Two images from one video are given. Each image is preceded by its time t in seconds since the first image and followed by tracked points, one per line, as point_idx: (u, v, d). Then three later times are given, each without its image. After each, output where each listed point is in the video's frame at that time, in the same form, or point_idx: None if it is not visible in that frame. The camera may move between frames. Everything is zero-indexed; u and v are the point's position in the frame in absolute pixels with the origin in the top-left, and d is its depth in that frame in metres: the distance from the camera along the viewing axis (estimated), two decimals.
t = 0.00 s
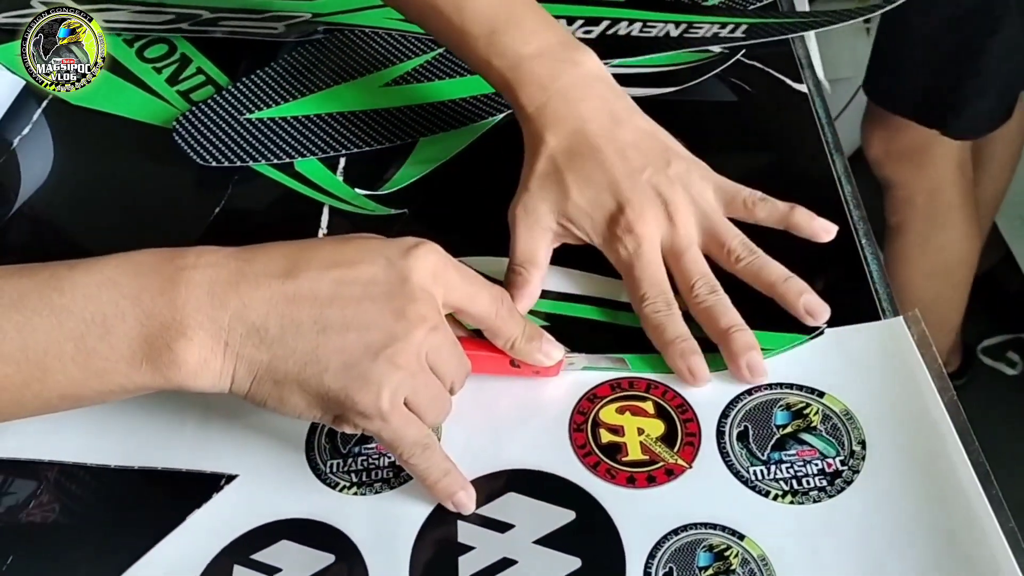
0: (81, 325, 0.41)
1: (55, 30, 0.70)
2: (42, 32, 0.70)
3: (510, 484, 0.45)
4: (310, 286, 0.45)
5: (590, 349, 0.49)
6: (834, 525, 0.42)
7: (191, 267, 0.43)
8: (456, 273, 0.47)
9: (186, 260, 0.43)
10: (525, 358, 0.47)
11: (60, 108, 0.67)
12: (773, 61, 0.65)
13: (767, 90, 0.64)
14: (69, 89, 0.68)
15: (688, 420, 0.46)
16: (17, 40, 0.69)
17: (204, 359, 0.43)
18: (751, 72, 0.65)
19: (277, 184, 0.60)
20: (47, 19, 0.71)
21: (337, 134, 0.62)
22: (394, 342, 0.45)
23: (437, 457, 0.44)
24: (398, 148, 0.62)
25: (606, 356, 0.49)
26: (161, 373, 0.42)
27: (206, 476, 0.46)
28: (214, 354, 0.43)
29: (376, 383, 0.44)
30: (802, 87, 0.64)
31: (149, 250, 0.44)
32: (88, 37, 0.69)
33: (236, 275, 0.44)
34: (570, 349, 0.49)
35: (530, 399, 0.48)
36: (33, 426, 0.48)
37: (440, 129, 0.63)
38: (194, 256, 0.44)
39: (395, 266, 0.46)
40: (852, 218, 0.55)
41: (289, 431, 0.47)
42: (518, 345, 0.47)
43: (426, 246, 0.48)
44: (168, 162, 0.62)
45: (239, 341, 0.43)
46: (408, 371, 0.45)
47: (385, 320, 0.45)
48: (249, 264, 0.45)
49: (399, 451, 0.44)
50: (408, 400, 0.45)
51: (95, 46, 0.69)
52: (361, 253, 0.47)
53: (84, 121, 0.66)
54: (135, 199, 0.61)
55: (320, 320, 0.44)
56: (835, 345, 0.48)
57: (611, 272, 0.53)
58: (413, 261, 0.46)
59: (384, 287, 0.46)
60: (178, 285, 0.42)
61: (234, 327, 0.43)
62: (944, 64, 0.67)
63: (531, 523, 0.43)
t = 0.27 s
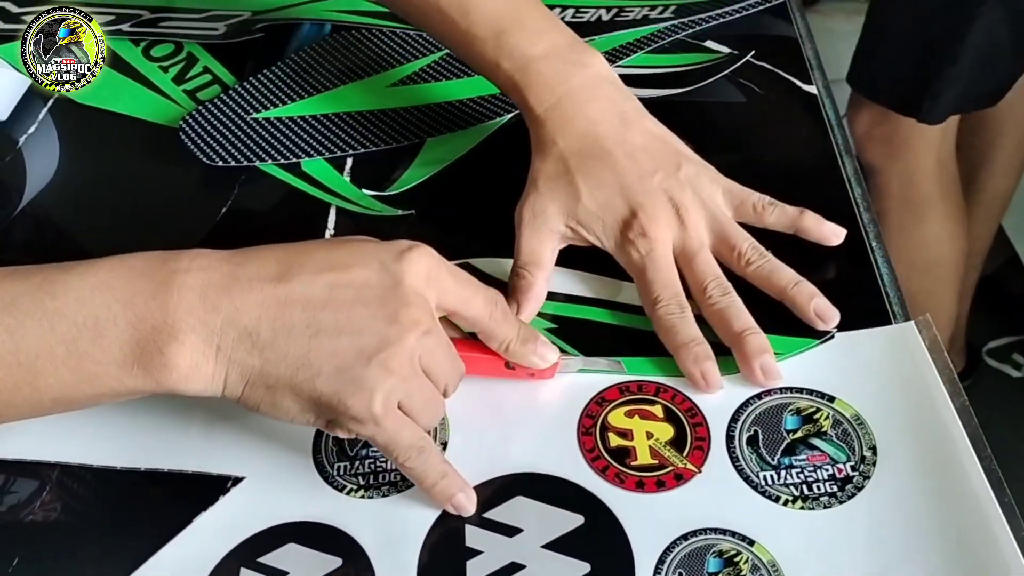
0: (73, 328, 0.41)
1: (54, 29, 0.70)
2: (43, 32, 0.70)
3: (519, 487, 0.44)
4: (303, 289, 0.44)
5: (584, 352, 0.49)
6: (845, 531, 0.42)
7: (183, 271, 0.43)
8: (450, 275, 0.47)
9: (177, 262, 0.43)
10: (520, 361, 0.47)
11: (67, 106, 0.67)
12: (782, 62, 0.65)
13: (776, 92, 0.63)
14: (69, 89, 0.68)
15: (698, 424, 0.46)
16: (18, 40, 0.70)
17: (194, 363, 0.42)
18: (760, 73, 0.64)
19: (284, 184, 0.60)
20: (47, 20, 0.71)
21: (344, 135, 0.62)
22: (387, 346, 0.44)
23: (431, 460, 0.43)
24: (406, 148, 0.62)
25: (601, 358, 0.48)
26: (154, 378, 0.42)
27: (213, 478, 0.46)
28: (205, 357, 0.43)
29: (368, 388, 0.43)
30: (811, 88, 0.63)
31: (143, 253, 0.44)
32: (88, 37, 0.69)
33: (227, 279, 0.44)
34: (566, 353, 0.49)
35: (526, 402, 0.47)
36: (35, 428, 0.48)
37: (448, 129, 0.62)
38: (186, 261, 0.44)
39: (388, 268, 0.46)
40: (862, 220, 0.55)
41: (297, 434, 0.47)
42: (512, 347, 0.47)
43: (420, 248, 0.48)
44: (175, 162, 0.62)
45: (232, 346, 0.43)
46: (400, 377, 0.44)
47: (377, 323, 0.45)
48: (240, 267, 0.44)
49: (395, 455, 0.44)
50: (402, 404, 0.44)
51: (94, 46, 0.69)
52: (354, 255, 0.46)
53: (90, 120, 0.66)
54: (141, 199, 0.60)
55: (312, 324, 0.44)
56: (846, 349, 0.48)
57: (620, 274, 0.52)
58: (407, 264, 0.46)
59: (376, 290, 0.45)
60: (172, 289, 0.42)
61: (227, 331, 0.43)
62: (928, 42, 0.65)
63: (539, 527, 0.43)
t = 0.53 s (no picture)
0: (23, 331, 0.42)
1: (54, 30, 0.69)
2: (42, 31, 0.69)
3: (528, 490, 0.44)
4: (254, 292, 0.45)
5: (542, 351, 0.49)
6: (857, 537, 0.41)
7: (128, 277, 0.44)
8: (403, 276, 0.47)
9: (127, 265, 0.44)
10: (478, 361, 0.47)
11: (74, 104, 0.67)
12: (793, 63, 0.65)
13: (787, 93, 0.63)
14: (69, 89, 0.67)
15: (708, 428, 0.45)
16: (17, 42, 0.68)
17: (142, 365, 0.43)
18: (771, 74, 0.64)
19: (292, 184, 0.60)
20: (46, 20, 0.70)
21: (352, 135, 0.62)
22: (339, 349, 0.45)
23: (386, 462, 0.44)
24: (414, 148, 0.61)
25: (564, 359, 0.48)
26: (102, 381, 0.43)
27: (220, 479, 0.45)
28: (154, 360, 0.43)
29: (319, 391, 0.43)
30: (822, 90, 0.63)
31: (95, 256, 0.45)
32: (88, 37, 0.69)
33: (176, 283, 0.45)
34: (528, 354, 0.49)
35: (487, 403, 0.47)
36: (36, 427, 0.48)
37: (457, 130, 0.62)
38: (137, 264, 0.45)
39: (340, 269, 0.46)
40: (874, 223, 0.54)
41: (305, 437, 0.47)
42: (470, 349, 0.47)
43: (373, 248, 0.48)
44: (183, 160, 0.62)
45: (181, 348, 0.43)
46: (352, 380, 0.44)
47: (329, 326, 0.45)
48: (191, 270, 0.45)
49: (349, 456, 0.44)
50: (355, 406, 0.45)
51: (95, 46, 0.69)
52: (306, 256, 0.47)
53: (97, 118, 0.66)
54: (147, 198, 0.60)
55: (262, 327, 0.44)
56: (858, 353, 0.48)
57: (630, 276, 0.52)
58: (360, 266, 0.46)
59: (328, 292, 0.46)
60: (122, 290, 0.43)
61: (177, 335, 0.43)
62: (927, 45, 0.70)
63: (549, 531, 0.43)
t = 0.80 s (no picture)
0: None
1: (54, 30, 0.69)
2: (42, 31, 0.69)
3: (543, 489, 0.44)
4: (222, 287, 0.46)
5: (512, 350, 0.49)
6: (875, 541, 0.41)
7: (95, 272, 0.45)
8: (374, 273, 0.48)
9: (92, 259, 0.45)
10: (449, 358, 0.47)
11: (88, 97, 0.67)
12: (811, 63, 0.64)
13: (805, 93, 0.62)
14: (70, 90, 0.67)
15: (725, 429, 0.45)
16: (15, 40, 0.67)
17: (107, 361, 0.44)
18: (789, 75, 0.64)
19: (307, 179, 0.60)
20: (46, 20, 0.70)
21: (367, 130, 0.62)
22: (305, 346, 0.45)
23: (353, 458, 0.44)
24: (429, 144, 0.61)
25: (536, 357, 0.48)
26: (67, 375, 0.43)
27: (235, 475, 0.45)
28: (119, 356, 0.44)
29: (285, 387, 0.44)
30: (841, 91, 0.63)
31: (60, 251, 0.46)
32: (88, 37, 0.69)
33: (144, 277, 0.45)
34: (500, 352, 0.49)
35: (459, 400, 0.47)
36: (48, 422, 0.48)
37: (472, 126, 0.62)
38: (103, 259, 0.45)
39: (309, 267, 0.47)
40: (892, 225, 0.54)
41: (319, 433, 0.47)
42: (440, 346, 0.47)
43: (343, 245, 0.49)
44: (198, 154, 0.62)
45: (147, 344, 0.44)
46: (319, 376, 0.45)
47: (296, 322, 0.46)
48: (159, 265, 0.46)
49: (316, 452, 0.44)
50: (323, 402, 0.45)
51: (94, 46, 0.69)
52: (274, 253, 0.48)
53: (111, 112, 0.66)
54: (160, 192, 0.60)
55: (229, 323, 0.45)
56: (877, 356, 0.47)
57: (646, 275, 0.51)
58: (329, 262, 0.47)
59: (296, 289, 0.47)
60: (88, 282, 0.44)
61: (142, 330, 0.44)
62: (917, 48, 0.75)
63: (564, 531, 0.42)
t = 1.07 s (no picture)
0: None
1: (55, 29, 0.69)
2: (42, 31, 0.68)
3: (562, 488, 0.43)
4: (191, 282, 0.46)
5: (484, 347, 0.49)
6: (897, 547, 0.41)
7: (63, 266, 0.45)
8: (346, 270, 0.48)
9: (61, 253, 0.46)
10: (422, 354, 0.47)
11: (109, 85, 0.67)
12: (836, 65, 0.64)
13: (829, 95, 0.62)
14: (69, 89, 0.66)
15: (746, 431, 0.45)
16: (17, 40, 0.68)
17: (74, 354, 0.44)
18: (813, 76, 0.63)
19: (327, 171, 0.59)
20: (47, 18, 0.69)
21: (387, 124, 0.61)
22: (275, 343, 0.45)
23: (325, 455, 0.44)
24: (449, 139, 0.61)
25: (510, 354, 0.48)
26: (34, 367, 0.44)
27: (253, 466, 0.46)
28: (88, 350, 0.44)
29: (256, 382, 0.44)
30: (865, 93, 0.62)
31: (30, 242, 0.47)
32: (88, 37, 0.69)
33: (115, 270, 0.46)
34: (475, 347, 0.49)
35: (432, 396, 0.48)
36: (64, 410, 0.48)
37: (493, 121, 0.61)
38: (71, 253, 0.46)
39: (280, 262, 0.47)
40: (916, 229, 0.54)
41: (337, 428, 0.47)
42: (415, 341, 0.48)
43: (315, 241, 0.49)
44: (217, 144, 0.62)
45: (115, 338, 0.44)
46: (289, 372, 0.45)
47: (268, 318, 0.46)
48: (130, 258, 0.47)
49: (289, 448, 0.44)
50: (294, 399, 0.45)
51: (96, 46, 0.68)
52: (246, 248, 0.48)
53: (130, 101, 0.66)
54: (178, 182, 0.60)
55: (198, 319, 0.45)
56: (900, 361, 0.47)
57: (666, 275, 0.51)
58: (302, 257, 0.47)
59: (267, 284, 0.47)
60: (54, 277, 0.45)
61: (110, 323, 0.44)
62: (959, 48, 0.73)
63: (583, 530, 0.42)
